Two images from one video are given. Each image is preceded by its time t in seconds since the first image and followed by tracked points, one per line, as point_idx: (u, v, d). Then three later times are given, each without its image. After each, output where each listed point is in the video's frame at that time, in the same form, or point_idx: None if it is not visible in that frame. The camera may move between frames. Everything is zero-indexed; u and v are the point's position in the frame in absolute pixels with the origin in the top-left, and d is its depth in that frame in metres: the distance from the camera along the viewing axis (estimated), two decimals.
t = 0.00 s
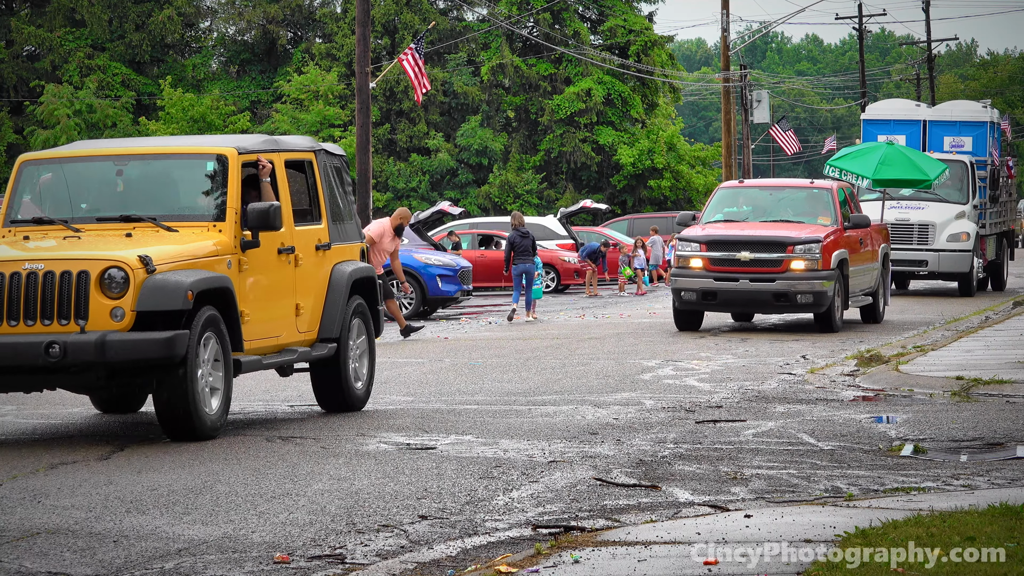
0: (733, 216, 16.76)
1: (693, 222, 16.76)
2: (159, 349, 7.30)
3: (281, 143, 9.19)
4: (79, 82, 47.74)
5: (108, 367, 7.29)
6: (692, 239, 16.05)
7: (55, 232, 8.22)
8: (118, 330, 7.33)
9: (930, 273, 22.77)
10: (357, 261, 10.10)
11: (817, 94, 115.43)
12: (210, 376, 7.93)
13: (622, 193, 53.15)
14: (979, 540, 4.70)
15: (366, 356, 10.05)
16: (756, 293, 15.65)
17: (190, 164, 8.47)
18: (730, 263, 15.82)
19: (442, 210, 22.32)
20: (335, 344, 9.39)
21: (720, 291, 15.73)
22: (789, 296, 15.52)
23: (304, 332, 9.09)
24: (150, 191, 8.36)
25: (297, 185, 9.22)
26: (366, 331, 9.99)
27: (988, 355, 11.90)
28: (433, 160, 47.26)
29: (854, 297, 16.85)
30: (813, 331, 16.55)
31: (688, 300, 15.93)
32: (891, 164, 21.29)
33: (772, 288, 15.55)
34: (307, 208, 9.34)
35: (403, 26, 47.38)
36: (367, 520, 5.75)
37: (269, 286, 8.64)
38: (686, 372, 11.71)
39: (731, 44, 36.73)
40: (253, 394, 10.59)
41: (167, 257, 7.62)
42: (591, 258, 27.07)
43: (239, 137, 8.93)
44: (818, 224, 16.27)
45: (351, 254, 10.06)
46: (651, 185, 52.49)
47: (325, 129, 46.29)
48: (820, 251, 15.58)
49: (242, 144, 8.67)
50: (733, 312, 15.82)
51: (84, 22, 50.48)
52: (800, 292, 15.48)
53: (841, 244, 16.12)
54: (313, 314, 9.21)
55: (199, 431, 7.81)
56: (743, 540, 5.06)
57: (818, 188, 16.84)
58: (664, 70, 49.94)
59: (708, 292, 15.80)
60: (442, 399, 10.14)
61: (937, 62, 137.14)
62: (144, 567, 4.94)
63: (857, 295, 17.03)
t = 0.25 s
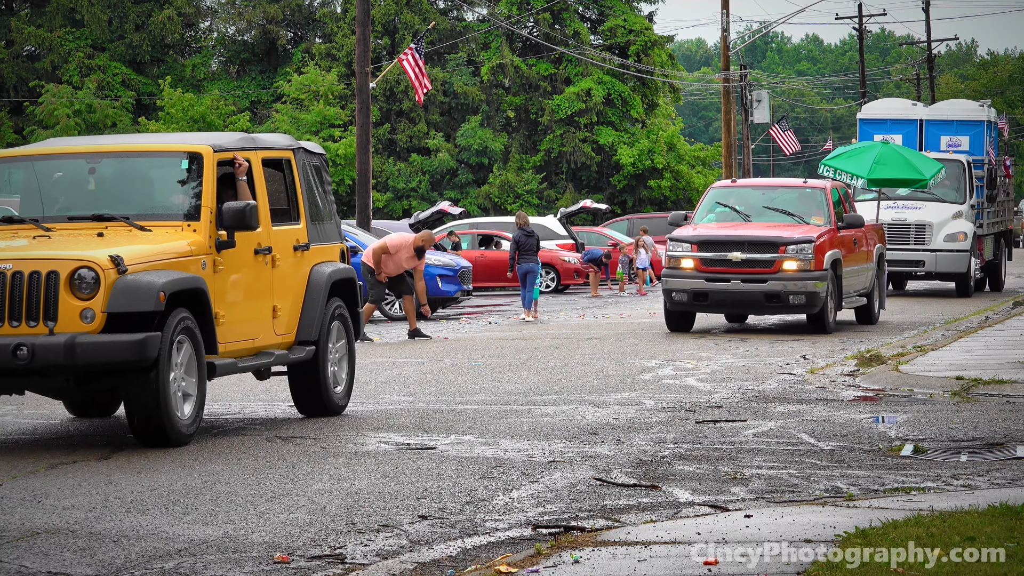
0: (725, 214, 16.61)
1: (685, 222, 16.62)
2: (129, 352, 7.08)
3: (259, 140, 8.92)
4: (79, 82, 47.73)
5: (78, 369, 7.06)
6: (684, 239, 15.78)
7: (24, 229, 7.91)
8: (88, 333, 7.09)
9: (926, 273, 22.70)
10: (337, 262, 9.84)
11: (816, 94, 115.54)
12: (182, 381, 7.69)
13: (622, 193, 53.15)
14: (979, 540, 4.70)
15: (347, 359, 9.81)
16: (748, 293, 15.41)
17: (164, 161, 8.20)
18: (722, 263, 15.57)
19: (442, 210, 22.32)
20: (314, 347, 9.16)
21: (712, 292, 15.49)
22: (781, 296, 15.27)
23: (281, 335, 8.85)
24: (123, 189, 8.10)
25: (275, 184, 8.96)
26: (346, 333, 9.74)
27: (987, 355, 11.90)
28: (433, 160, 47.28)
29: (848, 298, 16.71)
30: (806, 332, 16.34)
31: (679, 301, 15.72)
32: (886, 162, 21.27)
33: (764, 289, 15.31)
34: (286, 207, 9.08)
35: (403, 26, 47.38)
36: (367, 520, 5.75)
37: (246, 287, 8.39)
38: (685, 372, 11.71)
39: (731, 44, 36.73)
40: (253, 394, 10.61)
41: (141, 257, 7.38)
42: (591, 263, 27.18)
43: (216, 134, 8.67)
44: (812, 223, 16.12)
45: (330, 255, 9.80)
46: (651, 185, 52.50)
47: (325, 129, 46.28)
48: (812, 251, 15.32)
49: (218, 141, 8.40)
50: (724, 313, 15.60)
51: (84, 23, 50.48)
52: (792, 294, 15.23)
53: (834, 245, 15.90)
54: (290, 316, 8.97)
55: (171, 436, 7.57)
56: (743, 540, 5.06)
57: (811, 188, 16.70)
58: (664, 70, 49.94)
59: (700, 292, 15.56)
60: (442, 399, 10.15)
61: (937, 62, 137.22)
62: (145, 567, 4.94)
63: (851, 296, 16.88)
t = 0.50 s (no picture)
0: (717, 214, 16.46)
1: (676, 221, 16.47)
2: (96, 358, 6.84)
3: (234, 140, 8.70)
4: (79, 82, 47.75)
5: (43, 376, 6.83)
6: (675, 239, 15.64)
7: None
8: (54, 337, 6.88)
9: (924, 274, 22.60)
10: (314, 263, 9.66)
11: (817, 94, 115.64)
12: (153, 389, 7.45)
13: (622, 193, 53.18)
14: (979, 540, 4.70)
15: (323, 362, 9.61)
16: (740, 294, 15.29)
17: (136, 160, 7.97)
18: (713, 263, 15.45)
19: (442, 210, 22.31)
20: (289, 351, 8.96)
21: (703, 293, 15.36)
22: (773, 297, 15.17)
23: (255, 339, 8.65)
24: (93, 189, 7.87)
25: (250, 183, 8.75)
26: (323, 336, 9.56)
27: (987, 355, 11.90)
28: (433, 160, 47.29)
29: (842, 298, 16.57)
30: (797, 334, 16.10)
31: (671, 302, 15.60)
32: (881, 161, 21.15)
33: (756, 289, 15.19)
34: (261, 207, 8.87)
35: (403, 26, 47.39)
36: (367, 520, 5.75)
37: (219, 289, 8.18)
38: (685, 372, 11.71)
39: (731, 45, 36.73)
40: (253, 394, 10.61)
41: (110, 258, 7.16)
42: (591, 264, 27.14)
43: (190, 133, 8.45)
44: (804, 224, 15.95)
45: (307, 255, 9.61)
46: (651, 185, 52.53)
47: (325, 129, 46.28)
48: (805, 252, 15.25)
49: (191, 140, 8.19)
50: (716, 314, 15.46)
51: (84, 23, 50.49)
52: (784, 294, 15.13)
53: (827, 245, 15.81)
54: (266, 318, 8.79)
55: (140, 446, 7.31)
56: (743, 540, 5.07)
57: (805, 187, 16.49)
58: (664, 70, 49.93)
59: (691, 293, 15.43)
60: (442, 399, 10.15)
61: (937, 62, 137.22)
62: (144, 567, 4.94)
63: (845, 297, 16.75)
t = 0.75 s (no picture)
0: (708, 213, 16.26)
1: (667, 221, 16.27)
2: (59, 363, 6.57)
3: (206, 136, 8.43)
4: (79, 82, 47.75)
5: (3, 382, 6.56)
6: (665, 239, 15.38)
7: None
8: (16, 343, 6.60)
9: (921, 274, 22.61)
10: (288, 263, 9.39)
11: (817, 94, 115.73)
12: (119, 394, 7.18)
13: (622, 193, 53.21)
14: (979, 540, 4.70)
15: (299, 365, 9.34)
16: (731, 295, 15.03)
17: (104, 158, 7.69)
18: (704, 264, 15.18)
19: (442, 210, 22.31)
20: (263, 354, 8.68)
21: (694, 294, 15.08)
22: (764, 298, 14.91)
23: (229, 342, 8.37)
24: (59, 188, 7.58)
25: (222, 182, 8.48)
26: (298, 338, 9.29)
27: (987, 355, 11.90)
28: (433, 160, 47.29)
29: (836, 299, 16.38)
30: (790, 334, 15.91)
31: (661, 303, 15.33)
32: (876, 161, 21.12)
33: (748, 290, 14.93)
34: (233, 206, 8.60)
35: (402, 26, 47.39)
36: (367, 520, 5.75)
37: (191, 291, 7.90)
38: (686, 372, 11.71)
39: (731, 44, 36.73)
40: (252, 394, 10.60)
41: (75, 260, 6.88)
42: (591, 264, 27.10)
43: (160, 130, 8.16)
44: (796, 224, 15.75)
45: (282, 255, 9.34)
46: (651, 185, 52.56)
47: (325, 129, 46.26)
48: (797, 252, 14.96)
49: (160, 137, 7.91)
50: (707, 315, 15.19)
51: (84, 23, 50.49)
52: (775, 295, 14.86)
53: (819, 245, 15.55)
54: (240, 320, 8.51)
55: (105, 455, 7.03)
56: (743, 540, 5.07)
57: (798, 186, 16.28)
58: (664, 70, 49.92)
59: (681, 294, 15.17)
60: (442, 399, 10.14)
61: (937, 62, 137.28)
62: (144, 567, 4.94)
63: (840, 298, 16.56)
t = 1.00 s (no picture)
0: (700, 213, 16.13)
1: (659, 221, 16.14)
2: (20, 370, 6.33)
3: (176, 134, 8.20)
4: (79, 82, 47.75)
5: None
6: (656, 239, 15.28)
7: None
8: None
9: (919, 275, 22.59)
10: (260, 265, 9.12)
11: (817, 94, 115.78)
12: (83, 401, 6.92)
13: (622, 193, 53.22)
14: (979, 540, 4.70)
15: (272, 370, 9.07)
16: (722, 295, 14.91)
17: (68, 157, 7.48)
18: (695, 264, 15.07)
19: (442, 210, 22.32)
20: (234, 358, 8.43)
21: (685, 294, 14.95)
22: (756, 298, 14.78)
23: (198, 345, 8.12)
24: (22, 187, 7.36)
25: (192, 181, 8.24)
26: (271, 341, 9.03)
27: (987, 354, 11.90)
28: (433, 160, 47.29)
29: (830, 300, 16.25)
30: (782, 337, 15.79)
31: (651, 304, 15.17)
32: (870, 160, 21.14)
33: (740, 290, 14.82)
34: (203, 206, 8.35)
35: (402, 26, 47.38)
36: (367, 520, 5.75)
37: (158, 293, 7.66)
38: (686, 372, 11.71)
39: (731, 44, 36.73)
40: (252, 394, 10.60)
41: (35, 261, 6.65)
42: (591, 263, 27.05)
43: (128, 128, 7.94)
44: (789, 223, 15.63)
45: (255, 257, 9.09)
46: (651, 185, 52.57)
47: (325, 129, 46.26)
48: (789, 252, 14.88)
49: (127, 135, 7.68)
50: (698, 316, 15.05)
51: (84, 23, 50.47)
52: (767, 295, 14.73)
53: (813, 245, 15.43)
54: (208, 324, 8.24)
55: (69, 464, 6.76)
56: (742, 540, 5.07)
57: (790, 185, 16.17)
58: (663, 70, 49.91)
59: (672, 294, 15.03)
60: (442, 399, 10.14)
61: (937, 62, 137.30)
62: (144, 567, 4.94)
63: (834, 299, 16.42)
